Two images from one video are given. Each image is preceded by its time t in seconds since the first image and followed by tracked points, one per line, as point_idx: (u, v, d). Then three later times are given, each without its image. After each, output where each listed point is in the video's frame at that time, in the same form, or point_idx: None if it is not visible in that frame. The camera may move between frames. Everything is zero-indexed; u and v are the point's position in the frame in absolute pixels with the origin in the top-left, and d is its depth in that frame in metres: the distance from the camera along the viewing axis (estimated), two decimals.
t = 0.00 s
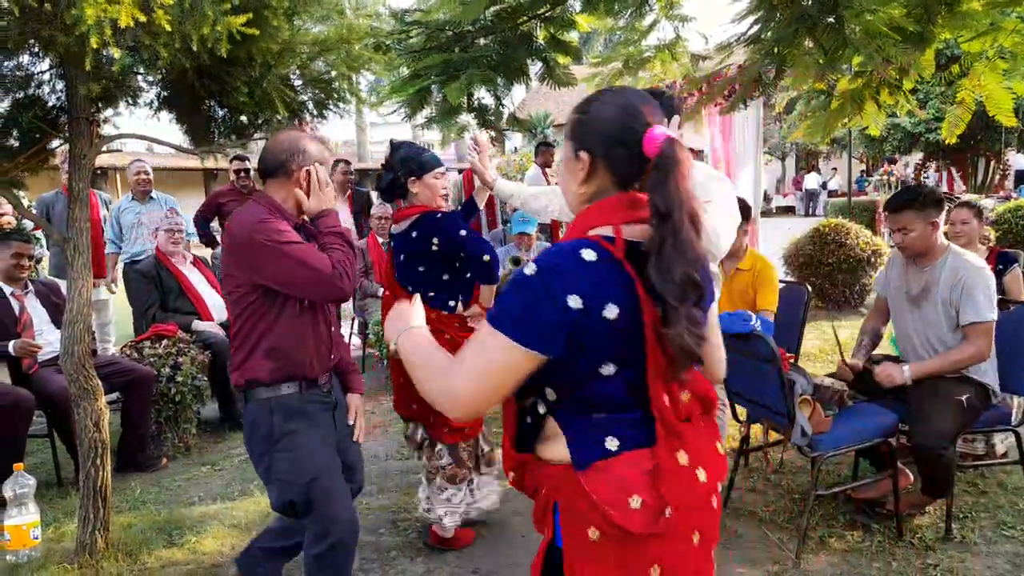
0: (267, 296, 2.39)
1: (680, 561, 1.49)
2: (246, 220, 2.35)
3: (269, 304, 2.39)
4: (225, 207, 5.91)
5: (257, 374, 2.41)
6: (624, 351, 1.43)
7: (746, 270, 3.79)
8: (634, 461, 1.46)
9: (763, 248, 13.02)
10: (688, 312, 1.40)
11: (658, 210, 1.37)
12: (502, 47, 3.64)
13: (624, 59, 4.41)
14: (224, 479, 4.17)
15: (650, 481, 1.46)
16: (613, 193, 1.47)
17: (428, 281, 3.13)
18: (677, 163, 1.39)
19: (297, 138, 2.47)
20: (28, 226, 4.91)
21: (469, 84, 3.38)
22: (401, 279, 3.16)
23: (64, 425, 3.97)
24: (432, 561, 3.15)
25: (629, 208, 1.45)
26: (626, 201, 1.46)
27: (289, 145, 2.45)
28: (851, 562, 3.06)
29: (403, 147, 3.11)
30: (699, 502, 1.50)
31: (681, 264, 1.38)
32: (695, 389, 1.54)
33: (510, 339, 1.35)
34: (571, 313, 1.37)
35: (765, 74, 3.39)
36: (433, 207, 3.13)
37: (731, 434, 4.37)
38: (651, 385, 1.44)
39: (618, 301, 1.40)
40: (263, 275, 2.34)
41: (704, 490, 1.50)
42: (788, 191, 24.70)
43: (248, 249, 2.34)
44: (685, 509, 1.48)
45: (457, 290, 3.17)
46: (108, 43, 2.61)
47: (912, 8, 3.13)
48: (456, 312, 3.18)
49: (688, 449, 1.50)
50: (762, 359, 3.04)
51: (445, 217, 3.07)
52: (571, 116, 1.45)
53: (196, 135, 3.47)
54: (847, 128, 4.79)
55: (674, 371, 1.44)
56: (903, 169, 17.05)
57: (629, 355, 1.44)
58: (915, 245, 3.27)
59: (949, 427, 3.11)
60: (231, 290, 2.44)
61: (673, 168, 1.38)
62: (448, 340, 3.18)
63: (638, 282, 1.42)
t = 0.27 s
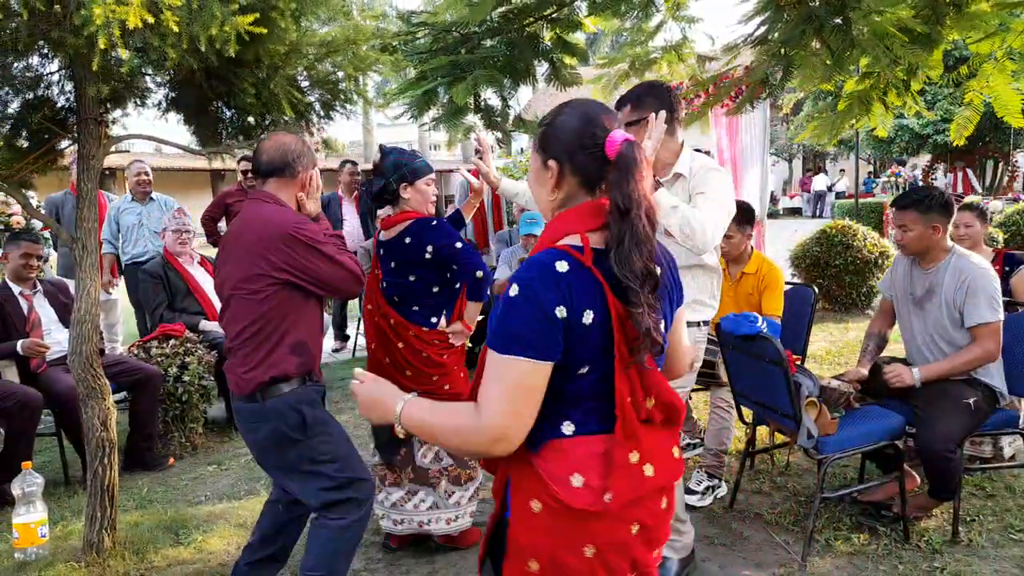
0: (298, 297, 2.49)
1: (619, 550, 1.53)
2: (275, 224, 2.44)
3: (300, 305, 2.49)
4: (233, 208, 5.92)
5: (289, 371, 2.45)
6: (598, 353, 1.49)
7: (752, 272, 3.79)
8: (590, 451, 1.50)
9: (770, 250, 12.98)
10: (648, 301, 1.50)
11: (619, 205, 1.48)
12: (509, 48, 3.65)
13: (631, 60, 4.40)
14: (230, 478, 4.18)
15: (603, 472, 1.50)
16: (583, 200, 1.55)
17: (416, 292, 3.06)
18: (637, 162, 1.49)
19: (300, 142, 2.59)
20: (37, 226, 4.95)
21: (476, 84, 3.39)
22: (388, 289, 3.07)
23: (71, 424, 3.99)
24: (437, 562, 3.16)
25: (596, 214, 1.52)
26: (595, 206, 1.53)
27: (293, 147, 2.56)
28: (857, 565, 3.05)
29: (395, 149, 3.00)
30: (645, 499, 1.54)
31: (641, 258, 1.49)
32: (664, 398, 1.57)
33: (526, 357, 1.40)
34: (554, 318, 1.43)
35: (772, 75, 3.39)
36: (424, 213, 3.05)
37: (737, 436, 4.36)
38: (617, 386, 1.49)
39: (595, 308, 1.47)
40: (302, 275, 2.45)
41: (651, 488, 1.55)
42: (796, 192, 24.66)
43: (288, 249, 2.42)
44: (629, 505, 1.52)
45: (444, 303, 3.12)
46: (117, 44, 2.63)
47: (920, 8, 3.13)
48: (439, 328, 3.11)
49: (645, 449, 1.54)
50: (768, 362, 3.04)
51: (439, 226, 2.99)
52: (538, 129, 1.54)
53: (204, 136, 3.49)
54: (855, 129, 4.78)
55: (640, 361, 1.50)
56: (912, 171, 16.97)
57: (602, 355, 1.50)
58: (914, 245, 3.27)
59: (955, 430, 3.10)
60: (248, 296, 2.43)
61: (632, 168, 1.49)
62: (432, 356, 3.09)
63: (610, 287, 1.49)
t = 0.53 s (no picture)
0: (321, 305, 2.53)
1: (610, 539, 1.58)
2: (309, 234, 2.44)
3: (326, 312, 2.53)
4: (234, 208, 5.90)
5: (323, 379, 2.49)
6: (597, 346, 1.52)
7: (756, 273, 3.77)
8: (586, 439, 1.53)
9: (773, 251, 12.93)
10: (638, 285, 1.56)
11: (591, 190, 1.56)
12: (511, 48, 3.64)
13: (634, 59, 4.37)
14: (230, 480, 4.17)
15: (599, 461, 1.54)
16: (563, 200, 1.60)
17: (410, 291, 3.02)
18: (608, 155, 1.57)
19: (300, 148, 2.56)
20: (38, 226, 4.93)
21: (478, 84, 3.39)
22: (380, 290, 3.03)
23: (71, 425, 3.98)
24: (438, 565, 3.13)
25: (577, 212, 1.58)
26: (575, 204, 1.59)
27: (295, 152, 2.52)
28: (860, 568, 3.03)
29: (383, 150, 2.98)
30: (636, 487, 1.59)
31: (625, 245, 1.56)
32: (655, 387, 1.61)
33: (537, 348, 1.41)
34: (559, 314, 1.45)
35: (776, 74, 3.37)
36: (413, 213, 3.02)
37: (740, 439, 4.34)
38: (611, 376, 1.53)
39: (595, 301, 1.50)
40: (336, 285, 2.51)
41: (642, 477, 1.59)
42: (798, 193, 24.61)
43: (326, 259, 2.46)
44: (622, 494, 1.56)
45: (436, 300, 3.10)
46: (116, 43, 2.61)
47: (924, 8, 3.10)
48: (434, 322, 3.09)
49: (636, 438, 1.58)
50: (771, 364, 3.02)
51: (428, 226, 2.95)
52: (508, 140, 1.60)
53: (204, 136, 3.47)
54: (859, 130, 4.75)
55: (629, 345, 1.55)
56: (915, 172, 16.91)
57: (600, 347, 1.52)
58: (915, 243, 3.25)
59: (960, 432, 3.07)
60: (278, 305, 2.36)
61: (602, 160, 1.56)
62: (428, 351, 3.09)
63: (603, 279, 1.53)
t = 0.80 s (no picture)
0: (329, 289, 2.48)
1: (633, 498, 1.73)
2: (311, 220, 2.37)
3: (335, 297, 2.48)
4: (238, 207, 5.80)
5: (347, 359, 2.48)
6: (595, 316, 1.66)
7: (760, 267, 3.75)
8: (599, 409, 1.67)
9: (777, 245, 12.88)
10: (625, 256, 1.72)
11: (573, 172, 1.69)
12: (513, 43, 3.68)
13: (636, 54, 4.35)
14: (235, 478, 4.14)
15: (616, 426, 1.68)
16: (548, 187, 1.72)
17: (417, 285, 3.01)
18: (584, 143, 1.73)
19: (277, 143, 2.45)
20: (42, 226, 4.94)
21: (479, 80, 3.44)
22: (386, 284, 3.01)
23: (76, 424, 3.99)
24: (443, 561, 3.14)
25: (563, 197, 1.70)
26: (560, 189, 1.71)
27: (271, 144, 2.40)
28: (866, 562, 3.03)
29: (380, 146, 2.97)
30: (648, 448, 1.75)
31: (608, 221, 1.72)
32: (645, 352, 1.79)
33: (519, 314, 1.50)
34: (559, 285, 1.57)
35: (779, 68, 3.36)
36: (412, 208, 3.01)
37: (744, 433, 4.33)
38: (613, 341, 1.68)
39: (591, 274, 1.64)
40: (343, 266, 2.45)
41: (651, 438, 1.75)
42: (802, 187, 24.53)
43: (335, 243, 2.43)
44: (638, 455, 1.71)
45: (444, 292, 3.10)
46: (119, 42, 2.61)
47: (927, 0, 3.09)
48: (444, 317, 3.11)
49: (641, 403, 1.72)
50: (776, 358, 3.02)
51: (432, 220, 2.95)
52: (490, 145, 1.72)
53: (205, 135, 3.47)
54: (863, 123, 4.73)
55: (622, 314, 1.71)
56: (919, 165, 16.84)
57: (598, 317, 1.67)
58: (919, 233, 3.24)
59: (965, 425, 3.06)
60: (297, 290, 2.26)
61: (579, 147, 1.71)
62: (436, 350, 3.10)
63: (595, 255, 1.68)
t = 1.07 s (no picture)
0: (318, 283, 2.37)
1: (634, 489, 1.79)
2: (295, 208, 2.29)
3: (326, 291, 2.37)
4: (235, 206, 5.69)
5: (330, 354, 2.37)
6: (598, 317, 1.71)
7: (760, 266, 3.76)
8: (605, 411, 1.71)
9: (775, 243, 12.88)
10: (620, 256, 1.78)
11: (561, 183, 1.74)
12: (510, 42, 3.68)
13: (634, 53, 4.34)
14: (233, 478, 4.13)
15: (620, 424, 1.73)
16: (536, 201, 1.75)
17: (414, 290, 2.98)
18: (569, 154, 1.77)
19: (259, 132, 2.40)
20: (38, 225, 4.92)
21: (478, 79, 3.45)
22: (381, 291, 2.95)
23: (74, 424, 3.98)
24: (443, 560, 3.14)
25: (554, 208, 1.74)
26: (549, 201, 1.75)
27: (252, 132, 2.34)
28: (865, 561, 3.03)
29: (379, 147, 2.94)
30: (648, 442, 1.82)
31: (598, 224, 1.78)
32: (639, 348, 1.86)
33: (517, 318, 1.55)
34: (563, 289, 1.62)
35: (776, 66, 3.35)
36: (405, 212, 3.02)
37: (743, 432, 4.33)
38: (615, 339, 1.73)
39: (591, 277, 1.69)
40: (334, 258, 2.36)
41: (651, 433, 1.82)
42: (800, 185, 24.54)
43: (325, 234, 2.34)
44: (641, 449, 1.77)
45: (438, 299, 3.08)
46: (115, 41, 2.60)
47: None
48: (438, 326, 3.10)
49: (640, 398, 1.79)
50: (774, 356, 3.02)
51: (431, 222, 2.93)
52: (475, 166, 1.76)
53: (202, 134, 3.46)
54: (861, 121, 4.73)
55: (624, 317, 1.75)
56: (917, 163, 16.86)
57: (601, 319, 1.71)
58: (918, 231, 3.24)
59: (963, 424, 3.07)
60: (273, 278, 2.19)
61: (563, 159, 1.75)
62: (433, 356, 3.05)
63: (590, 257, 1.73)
